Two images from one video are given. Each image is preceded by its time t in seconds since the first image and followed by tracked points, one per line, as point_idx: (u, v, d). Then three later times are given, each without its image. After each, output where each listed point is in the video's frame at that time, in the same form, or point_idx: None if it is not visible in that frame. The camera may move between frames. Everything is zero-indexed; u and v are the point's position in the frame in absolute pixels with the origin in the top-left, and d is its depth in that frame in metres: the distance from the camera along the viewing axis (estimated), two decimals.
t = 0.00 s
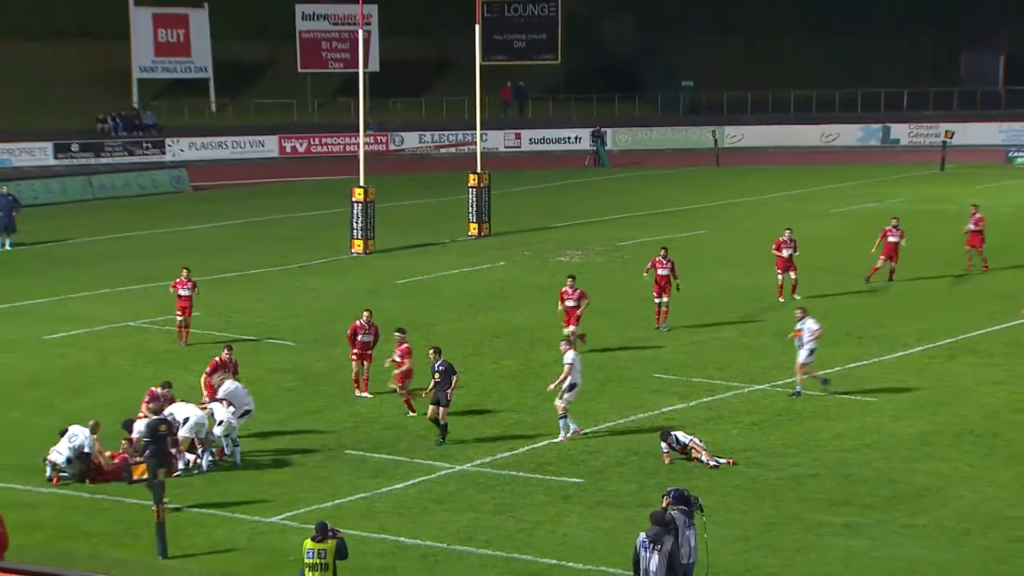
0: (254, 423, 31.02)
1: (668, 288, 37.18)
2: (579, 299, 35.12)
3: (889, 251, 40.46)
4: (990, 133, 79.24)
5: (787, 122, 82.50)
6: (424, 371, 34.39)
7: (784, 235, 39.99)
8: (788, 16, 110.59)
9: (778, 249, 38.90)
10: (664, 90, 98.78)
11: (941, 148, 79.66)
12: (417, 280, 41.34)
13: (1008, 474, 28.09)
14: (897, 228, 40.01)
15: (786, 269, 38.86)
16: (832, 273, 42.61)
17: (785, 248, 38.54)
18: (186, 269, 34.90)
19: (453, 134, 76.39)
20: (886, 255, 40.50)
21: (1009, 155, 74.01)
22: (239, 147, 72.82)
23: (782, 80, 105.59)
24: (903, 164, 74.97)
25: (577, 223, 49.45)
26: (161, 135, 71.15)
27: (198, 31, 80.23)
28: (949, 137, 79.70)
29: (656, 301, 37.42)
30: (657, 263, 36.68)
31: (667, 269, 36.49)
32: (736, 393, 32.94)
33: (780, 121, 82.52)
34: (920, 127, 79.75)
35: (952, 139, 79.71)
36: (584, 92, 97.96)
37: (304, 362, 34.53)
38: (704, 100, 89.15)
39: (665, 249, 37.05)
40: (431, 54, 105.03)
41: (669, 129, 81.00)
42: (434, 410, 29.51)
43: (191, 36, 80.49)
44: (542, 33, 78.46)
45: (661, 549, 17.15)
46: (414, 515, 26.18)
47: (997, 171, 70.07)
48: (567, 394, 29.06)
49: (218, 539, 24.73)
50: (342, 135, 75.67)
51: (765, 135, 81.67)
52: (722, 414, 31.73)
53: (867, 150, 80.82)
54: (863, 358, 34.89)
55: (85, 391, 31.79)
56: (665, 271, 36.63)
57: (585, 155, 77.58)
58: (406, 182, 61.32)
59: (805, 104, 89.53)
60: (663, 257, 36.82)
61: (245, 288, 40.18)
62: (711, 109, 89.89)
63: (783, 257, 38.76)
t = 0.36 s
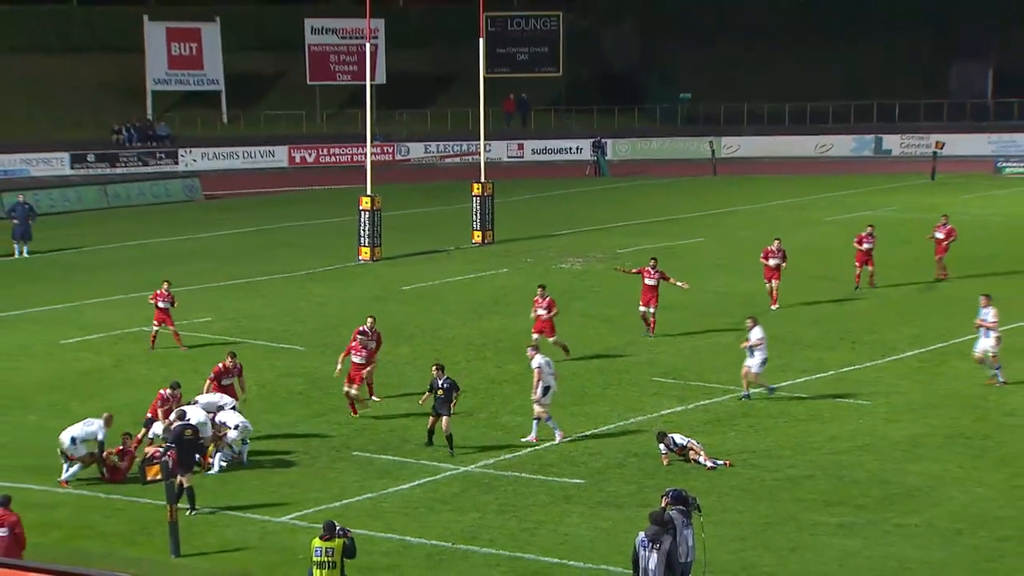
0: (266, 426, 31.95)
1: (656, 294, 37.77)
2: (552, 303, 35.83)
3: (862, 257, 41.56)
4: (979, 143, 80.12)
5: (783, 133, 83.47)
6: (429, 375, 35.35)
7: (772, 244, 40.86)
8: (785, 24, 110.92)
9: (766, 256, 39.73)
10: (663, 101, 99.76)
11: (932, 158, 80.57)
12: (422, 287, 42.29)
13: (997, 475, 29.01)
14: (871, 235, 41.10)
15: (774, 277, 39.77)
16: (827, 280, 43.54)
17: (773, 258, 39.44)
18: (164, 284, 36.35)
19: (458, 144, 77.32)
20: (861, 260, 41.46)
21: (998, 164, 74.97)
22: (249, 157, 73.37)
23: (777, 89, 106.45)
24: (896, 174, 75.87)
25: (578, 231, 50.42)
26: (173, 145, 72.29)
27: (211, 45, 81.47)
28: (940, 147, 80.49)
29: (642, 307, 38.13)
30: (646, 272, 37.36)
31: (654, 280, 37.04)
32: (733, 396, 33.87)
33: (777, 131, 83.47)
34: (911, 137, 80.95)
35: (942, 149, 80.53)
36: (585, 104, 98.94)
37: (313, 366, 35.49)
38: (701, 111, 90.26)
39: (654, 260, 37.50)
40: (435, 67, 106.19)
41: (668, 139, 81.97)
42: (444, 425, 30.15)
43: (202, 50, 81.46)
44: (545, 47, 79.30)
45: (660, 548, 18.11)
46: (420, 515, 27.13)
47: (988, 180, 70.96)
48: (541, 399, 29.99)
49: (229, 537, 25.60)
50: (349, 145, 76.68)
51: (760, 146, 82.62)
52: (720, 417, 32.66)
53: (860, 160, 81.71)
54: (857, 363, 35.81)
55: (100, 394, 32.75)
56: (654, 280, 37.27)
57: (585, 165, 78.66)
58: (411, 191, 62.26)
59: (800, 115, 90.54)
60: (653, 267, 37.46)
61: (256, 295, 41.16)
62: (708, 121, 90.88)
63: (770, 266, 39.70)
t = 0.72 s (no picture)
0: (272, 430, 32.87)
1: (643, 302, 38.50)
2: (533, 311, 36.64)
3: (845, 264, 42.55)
4: (966, 154, 81.21)
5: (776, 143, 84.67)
6: (431, 380, 36.27)
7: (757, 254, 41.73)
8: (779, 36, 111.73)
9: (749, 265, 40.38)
10: (658, 113, 100.69)
11: (920, 169, 81.68)
12: (424, 293, 43.24)
13: (983, 477, 29.85)
14: (854, 242, 42.12)
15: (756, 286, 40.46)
16: (819, 287, 44.48)
17: (756, 266, 40.21)
18: (150, 290, 37.18)
19: (459, 155, 78.47)
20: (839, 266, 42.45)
21: (985, 176, 76.13)
22: (256, 168, 74.79)
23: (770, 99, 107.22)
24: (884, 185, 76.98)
25: (576, 239, 51.39)
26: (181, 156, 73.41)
27: (217, 58, 82.46)
28: (927, 159, 81.58)
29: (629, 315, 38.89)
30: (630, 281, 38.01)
31: (638, 288, 37.81)
32: (726, 400, 34.79)
33: (769, 142, 84.66)
34: (900, 149, 82.06)
35: (930, 160, 81.58)
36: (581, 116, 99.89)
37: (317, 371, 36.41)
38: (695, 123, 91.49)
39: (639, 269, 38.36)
40: (436, 80, 107.36)
41: (663, 150, 83.16)
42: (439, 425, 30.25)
43: (210, 63, 82.43)
44: (543, 60, 80.41)
45: (655, 549, 18.98)
46: (422, 516, 28.02)
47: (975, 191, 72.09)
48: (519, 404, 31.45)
49: (236, 537, 26.49)
50: (352, 155, 77.95)
51: (753, 157, 83.73)
52: (714, 421, 33.56)
53: (849, 170, 82.85)
54: (847, 368, 36.71)
55: (111, 399, 33.66)
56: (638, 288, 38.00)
57: (582, 176, 80.03)
58: (412, 201, 63.33)
59: (793, 127, 91.55)
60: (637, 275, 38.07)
61: (261, 301, 42.13)
62: (703, 132, 91.81)
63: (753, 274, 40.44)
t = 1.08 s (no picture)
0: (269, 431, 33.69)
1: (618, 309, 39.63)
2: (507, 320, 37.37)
3: (820, 269, 43.53)
4: (945, 161, 82.10)
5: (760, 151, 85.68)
6: (423, 382, 37.09)
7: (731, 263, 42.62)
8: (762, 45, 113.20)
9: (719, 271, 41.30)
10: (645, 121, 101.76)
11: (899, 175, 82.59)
12: (416, 297, 44.10)
13: (961, 475, 30.47)
14: (828, 248, 43.12)
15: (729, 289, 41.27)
16: (802, 291, 45.36)
17: (728, 269, 41.05)
18: (135, 296, 37.97)
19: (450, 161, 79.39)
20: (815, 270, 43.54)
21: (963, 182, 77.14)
22: (253, 174, 76.05)
23: (754, 107, 108.17)
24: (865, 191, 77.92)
25: (566, 244, 52.28)
26: (178, 162, 74.26)
27: (214, 67, 83.27)
28: (907, 165, 82.46)
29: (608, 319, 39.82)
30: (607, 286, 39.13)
31: (615, 293, 38.90)
32: (712, 402, 35.69)
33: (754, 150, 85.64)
34: (879, 156, 83.02)
35: (909, 167, 82.45)
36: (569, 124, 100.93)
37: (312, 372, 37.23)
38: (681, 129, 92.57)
39: (614, 274, 39.53)
40: (428, 88, 108.48)
41: (651, 157, 84.14)
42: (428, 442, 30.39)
43: (208, 73, 83.24)
44: (533, 68, 81.35)
45: (641, 545, 19.75)
46: (414, 514, 28.85)
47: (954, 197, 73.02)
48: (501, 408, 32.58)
49: (233, 535, 27.30)
50: (347, 162, 78.92)
51: (737, 163, 84.67)
52: (699, 421, 34.43)
53: (830, 177, 83.77)
54: (829, 370, 37.61)
55: (111, 401, 34.50)
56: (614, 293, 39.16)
57: (570, 181, 81.09)
58: (403, 206, 64.20)
59: (776, 134, 92.74)
60: (613, 280, 39.34)
61: (256, 305, 42.95)
62: (688, 139, 92.92)
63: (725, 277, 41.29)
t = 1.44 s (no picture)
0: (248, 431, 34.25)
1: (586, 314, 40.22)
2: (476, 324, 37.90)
3: (782, 272, 44.32)
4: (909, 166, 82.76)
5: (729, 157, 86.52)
6: (399, 383, 37.74)
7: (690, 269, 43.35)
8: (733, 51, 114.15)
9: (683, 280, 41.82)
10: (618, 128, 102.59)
11: (865, 180, 83.32)
12: (392, 299, 44.74)
13: (926, 472, 31.13)
14: (790, 251, 43.92)
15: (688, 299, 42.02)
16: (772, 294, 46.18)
17: (688, 280, 41.66)
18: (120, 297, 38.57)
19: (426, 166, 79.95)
20: (780, 274, 44.35)
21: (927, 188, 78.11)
22: (230, 179, 75.43)
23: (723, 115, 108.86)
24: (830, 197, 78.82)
25: (539, 247, 53.00)
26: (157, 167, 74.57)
27: (193, 74, 83.61)
28: (872, 171, 83.24)
29: (575, 324, 40.40)
30: (575, 291, 39.69)
31: (583, 298, 39.53)
32: (682, 402, 36.47)
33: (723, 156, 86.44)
34: (845, 161, 83.69)
35: (874, 172, 83.24)
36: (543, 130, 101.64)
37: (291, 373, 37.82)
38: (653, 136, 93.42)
39: (582, 279, 40.08)
40: (404, 95, 109.06)
41: (622, 163, 84.86)
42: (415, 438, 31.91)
43: (186, 79, 83.59)
44: (507, 75, 82.06)
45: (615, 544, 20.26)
46: (391, 513, 29.49)
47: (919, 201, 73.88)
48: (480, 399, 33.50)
49: (212, 534, 27.84)
50: (325, 166, 79.24)
51: (708, 168, 85.42)
52: (669, 420, 35.17)
53: (799, 181, 84.49)
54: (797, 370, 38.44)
55: (93, 402, 35.00)
56: (582, 299, 39.73)
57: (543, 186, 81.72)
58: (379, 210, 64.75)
59: (744, 141, 93.71)
60: (582, 285, 39.82)
61: (235, 307, 43.50)
62: (659, 144, 93.75)
63: (685, 288, 41.92)
